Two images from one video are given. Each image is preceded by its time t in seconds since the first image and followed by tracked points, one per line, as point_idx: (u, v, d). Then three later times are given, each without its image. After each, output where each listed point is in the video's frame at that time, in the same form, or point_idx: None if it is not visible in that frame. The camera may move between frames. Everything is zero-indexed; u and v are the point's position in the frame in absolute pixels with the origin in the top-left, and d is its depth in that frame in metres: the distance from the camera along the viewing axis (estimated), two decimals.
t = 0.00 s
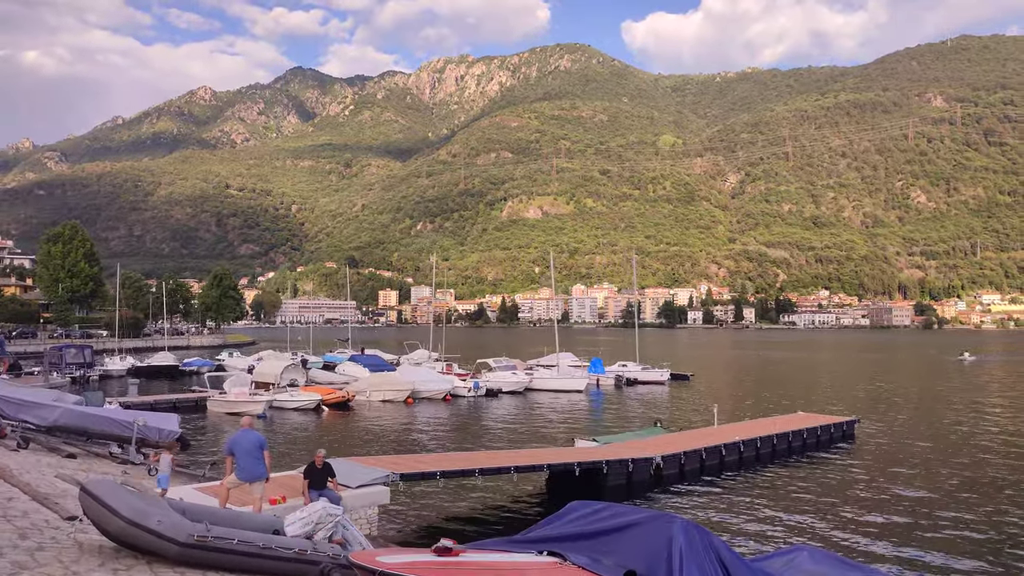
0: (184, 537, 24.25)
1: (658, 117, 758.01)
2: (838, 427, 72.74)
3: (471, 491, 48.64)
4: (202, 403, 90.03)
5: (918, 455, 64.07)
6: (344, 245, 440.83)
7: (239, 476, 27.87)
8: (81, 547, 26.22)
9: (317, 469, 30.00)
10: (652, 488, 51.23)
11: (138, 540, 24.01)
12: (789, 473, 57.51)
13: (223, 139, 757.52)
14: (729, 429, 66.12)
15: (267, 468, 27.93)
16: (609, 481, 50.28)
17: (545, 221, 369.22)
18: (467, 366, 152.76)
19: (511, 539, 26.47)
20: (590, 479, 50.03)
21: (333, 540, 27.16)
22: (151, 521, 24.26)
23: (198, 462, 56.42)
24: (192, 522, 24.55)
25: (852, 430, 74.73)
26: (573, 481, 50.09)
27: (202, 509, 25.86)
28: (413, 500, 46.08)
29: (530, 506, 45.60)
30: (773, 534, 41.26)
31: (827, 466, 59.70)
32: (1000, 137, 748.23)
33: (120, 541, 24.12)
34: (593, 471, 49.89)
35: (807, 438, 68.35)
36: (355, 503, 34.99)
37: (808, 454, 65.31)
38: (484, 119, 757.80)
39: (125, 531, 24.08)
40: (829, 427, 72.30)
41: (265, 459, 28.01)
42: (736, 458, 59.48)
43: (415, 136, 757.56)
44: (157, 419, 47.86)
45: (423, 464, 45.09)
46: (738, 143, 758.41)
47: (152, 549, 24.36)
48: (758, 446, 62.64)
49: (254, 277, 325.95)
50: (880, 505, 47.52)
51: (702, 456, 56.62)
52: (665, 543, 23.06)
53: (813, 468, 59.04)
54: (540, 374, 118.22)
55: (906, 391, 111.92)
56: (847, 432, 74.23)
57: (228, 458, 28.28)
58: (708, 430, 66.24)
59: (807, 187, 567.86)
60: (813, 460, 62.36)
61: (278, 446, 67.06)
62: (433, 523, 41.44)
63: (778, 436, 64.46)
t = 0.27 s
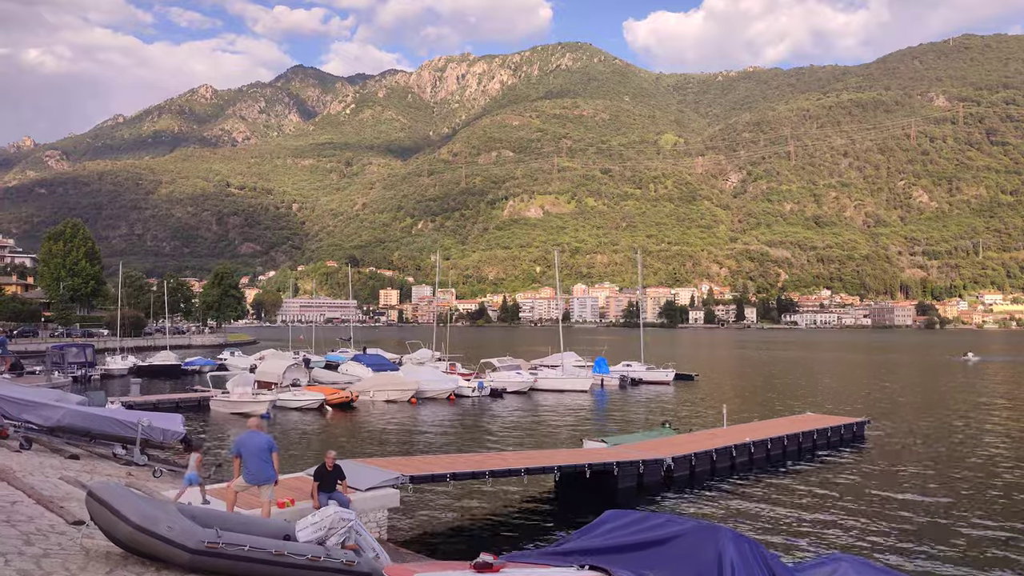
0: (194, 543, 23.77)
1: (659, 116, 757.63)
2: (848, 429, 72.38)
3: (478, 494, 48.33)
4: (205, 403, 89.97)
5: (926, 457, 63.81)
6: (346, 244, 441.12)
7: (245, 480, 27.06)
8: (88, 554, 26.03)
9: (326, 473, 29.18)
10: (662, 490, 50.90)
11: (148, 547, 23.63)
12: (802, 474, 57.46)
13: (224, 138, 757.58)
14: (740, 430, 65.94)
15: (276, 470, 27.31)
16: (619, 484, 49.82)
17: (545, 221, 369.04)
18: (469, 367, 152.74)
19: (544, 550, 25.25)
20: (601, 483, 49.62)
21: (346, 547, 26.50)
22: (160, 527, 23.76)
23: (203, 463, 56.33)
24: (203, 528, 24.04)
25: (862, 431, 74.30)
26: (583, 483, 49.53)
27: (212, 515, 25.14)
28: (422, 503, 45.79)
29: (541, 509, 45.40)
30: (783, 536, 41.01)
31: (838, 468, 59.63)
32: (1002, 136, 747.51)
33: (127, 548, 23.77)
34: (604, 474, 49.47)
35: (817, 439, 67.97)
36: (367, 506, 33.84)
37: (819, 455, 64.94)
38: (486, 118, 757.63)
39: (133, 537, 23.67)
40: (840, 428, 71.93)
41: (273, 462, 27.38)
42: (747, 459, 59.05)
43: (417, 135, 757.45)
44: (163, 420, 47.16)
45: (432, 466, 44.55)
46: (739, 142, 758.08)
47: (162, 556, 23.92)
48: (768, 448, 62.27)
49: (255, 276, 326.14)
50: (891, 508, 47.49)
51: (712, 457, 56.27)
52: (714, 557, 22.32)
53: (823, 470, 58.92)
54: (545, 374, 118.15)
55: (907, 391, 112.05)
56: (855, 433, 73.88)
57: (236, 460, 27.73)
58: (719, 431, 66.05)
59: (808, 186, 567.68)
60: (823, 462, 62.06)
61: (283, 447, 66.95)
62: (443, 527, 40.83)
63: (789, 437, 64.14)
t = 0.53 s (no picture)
0: (205, 551, 23.04)
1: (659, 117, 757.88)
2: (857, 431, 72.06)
3: (487, 498, 47.97)
4: (207, 405, 90.02)
5: (934, 458, 63.53)
6: (346, 245, 441.49)
7: (254, 485, 26.79)
8: (95, 564, 25.86)
9: (336, 476, 28.89)
10: (672, 493, 50.58)
11: (158, 556, 23.04)
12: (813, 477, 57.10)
13: (224, 140, 757.72)
14: (750, 432, 65.59)
15: (285, 475, 26.82)
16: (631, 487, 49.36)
17: (545, 222, 369.56)
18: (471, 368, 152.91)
19: (565, 567, 21.02)
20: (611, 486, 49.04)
21: (359, 555, 25.14)
22: (169, 535, 23.18)
23: (208, 465, 56.30)
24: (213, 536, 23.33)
25: (871, 433, 73.96)
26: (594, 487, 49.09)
27: (220, 522, 24.29)
28: (430, 508, 45.53)
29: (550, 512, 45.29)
30: (793, 539, 40.61)
31: (847, 470, 59.33)
32: (1001, 136, 747.69)
33: (136, 557, 23.51)
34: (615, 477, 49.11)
35: (827, 442, 67.59)
36: (375, 510, 33.84)
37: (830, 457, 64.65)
38: (486, 120, 757.71)
39: (141, 546, 23.36)
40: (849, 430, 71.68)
41: (282, 466, 26.95)
42: (756, 462, 58.81)
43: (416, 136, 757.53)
44: (167, 422, 46.86)
45: (441, 471, 44.13)
46: (739, 143, 758.40)
47: (173, 565, 23.28)
48: (777, 450, 61.98)
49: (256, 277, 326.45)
50: (903, 510, 47.00)
51: (722, 460, 56.04)
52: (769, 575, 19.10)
53: (832, 472, 58.59)
54: (549, 375, 118.13)
55: (908, 391, 111.95)
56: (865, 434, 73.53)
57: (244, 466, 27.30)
58: (728, 433, 65.73)
59: (808, 187, 568.05)
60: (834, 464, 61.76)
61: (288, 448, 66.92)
62: (453, 533, 40.39)
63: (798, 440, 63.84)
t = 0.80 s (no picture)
0: (216, 556, 22.06)
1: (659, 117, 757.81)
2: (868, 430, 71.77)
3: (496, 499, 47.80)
4: (211, 404, 90.01)
5: (945, 458, 63.33)
6: (347, 246, 441.84)
7: (264, 486, 26.33)
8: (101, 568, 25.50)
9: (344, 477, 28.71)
10: (682, 494, 50.23)
11: (168, 560, 22.09)
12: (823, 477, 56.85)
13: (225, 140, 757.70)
14: (759, 433, 65.31)
15: (295, 475, 26.55)
16: (640, 488, 49.01)
17: (546, 221, 368.99)
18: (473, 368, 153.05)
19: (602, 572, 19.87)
20: (621, 487, 48.92)
21: (373, 558, 24.20)
22: (178, 539, 22.21)
23: (212, 466, 56.35)
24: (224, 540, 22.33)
25: (882, 433, 73.70)
26: (604, 489, 48.75)
27: (232, 525, 23.38)
28: (438, 509, 45.42)
29: (560, 514, 45.09)
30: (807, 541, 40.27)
31: (858, 470, 59.11)
32: (1003, 136, 747.84)
33: (146, 563, 22.49)
34: (625, 478, 48.78)
35: (838, 441, 67.39)
36: (385, 511, 33.66)
37: (840, 457, 64.48)
38: (487, 120, 757.68)
39: (150, 550, 22.35)
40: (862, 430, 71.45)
41: (292, 467, 26.64)
42: (767, 462, 58.68)
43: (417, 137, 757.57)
44: (173, 422, 46.75)
45: (451, 472, 44.00)
46: (740, 143, 758.51)
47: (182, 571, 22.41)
48: (789, 450, 61.80)
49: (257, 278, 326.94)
50: (914, 511, 46.61)
51: (733, 460, 55.87)
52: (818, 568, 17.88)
53: (844, 472, 58.35)
54: (553, 375, 118.10)
55: (909, 391, 111.86)
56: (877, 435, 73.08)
57: (254, 466, 26.91)
58: (737, 433, 65.44)
59: (810, 187, 567.65)
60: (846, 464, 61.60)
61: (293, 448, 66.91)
62: (463, 534, 40.29)
63: (809, 439, 63.85)
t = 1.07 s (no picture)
0: (228, 564, 21.68)
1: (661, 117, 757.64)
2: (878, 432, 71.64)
3: (507, 502, 47.86)
4: (214, 404, 90.09)
5: (953, 460, 63.35)
6: (349, 245, 441.94)
7: (274, 490, 26.27)
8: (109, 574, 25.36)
9: (354, 481, 28.73)
10: (693, 497, 50.31)
11: (177, 567, 21.62)
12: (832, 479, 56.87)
13: (226, 139, 757.85)
14: (767, 434, 65.29)
15: (305, 479, 26.40)
16: (651, 491, 49.07)
17: (548, 221, 369.40)
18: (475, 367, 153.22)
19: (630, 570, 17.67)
20: (632, 489, 48.99)
21: (388, 569, 23.50)
22: (189, 548, 21.68)
23: (216, 467, 56.39)
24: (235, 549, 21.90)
25: (891, 435, 73.62)
26: (615, 492, 48.80)
27: (243, 534, 23.05)
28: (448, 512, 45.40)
29: (571, 516, 45.08)
30: (818, 543, 40.28)
31: (870, 473, 59.11)
32: (1005, 136, 747.89)
33: (155, 571, 21.97)
34: (636, 481, 48.88)
35: (847, 443, 67.45)
36: (394, 515, 33.45)
37: (851, 459, 64.54)
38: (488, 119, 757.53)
39: (160, 559, 21.84)
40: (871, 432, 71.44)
41: (302, 471, 26.47)
42: (778, 464, 58.77)
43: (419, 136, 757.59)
44: (177, 424, 46.71)
45: (462, 474, 43.95)
46: (741, 142, 758.29)
47: None
48: (799, 453, 61.82)
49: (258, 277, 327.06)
50: (926, 514, 46.58)
51: (744, 462, 55.92)
52: None
53: (855, 474, 58.43)
54: (557, 375, 118.17)
55: (911, 391, 111.90)
56: (887, 437, 73.04)
57: (263, 471, 26.76)
58: (746, 434, 65.44)
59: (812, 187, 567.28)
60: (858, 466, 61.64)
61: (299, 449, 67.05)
62: (474, 538, 40.21)
63: (820, 441, 63.86)
